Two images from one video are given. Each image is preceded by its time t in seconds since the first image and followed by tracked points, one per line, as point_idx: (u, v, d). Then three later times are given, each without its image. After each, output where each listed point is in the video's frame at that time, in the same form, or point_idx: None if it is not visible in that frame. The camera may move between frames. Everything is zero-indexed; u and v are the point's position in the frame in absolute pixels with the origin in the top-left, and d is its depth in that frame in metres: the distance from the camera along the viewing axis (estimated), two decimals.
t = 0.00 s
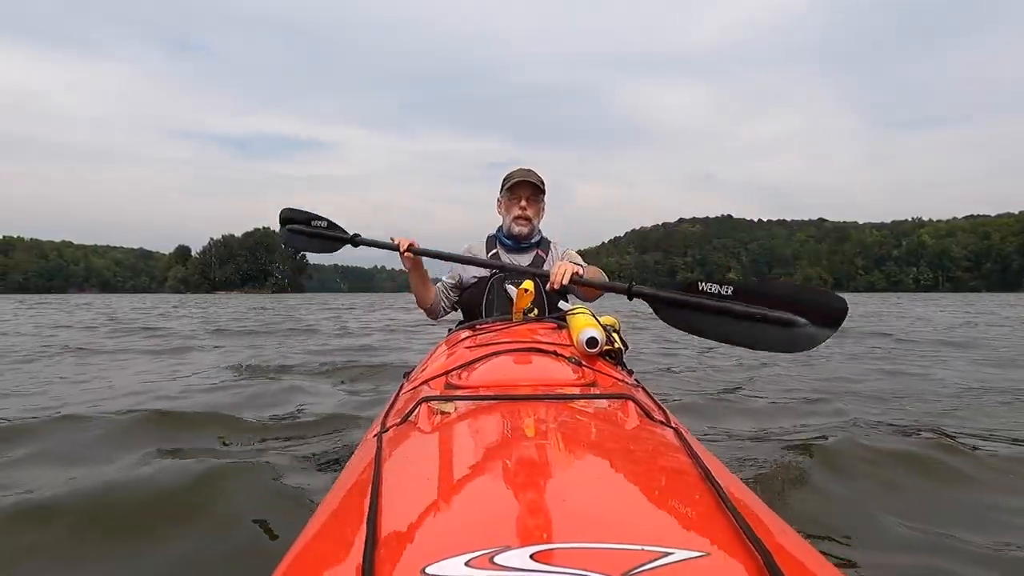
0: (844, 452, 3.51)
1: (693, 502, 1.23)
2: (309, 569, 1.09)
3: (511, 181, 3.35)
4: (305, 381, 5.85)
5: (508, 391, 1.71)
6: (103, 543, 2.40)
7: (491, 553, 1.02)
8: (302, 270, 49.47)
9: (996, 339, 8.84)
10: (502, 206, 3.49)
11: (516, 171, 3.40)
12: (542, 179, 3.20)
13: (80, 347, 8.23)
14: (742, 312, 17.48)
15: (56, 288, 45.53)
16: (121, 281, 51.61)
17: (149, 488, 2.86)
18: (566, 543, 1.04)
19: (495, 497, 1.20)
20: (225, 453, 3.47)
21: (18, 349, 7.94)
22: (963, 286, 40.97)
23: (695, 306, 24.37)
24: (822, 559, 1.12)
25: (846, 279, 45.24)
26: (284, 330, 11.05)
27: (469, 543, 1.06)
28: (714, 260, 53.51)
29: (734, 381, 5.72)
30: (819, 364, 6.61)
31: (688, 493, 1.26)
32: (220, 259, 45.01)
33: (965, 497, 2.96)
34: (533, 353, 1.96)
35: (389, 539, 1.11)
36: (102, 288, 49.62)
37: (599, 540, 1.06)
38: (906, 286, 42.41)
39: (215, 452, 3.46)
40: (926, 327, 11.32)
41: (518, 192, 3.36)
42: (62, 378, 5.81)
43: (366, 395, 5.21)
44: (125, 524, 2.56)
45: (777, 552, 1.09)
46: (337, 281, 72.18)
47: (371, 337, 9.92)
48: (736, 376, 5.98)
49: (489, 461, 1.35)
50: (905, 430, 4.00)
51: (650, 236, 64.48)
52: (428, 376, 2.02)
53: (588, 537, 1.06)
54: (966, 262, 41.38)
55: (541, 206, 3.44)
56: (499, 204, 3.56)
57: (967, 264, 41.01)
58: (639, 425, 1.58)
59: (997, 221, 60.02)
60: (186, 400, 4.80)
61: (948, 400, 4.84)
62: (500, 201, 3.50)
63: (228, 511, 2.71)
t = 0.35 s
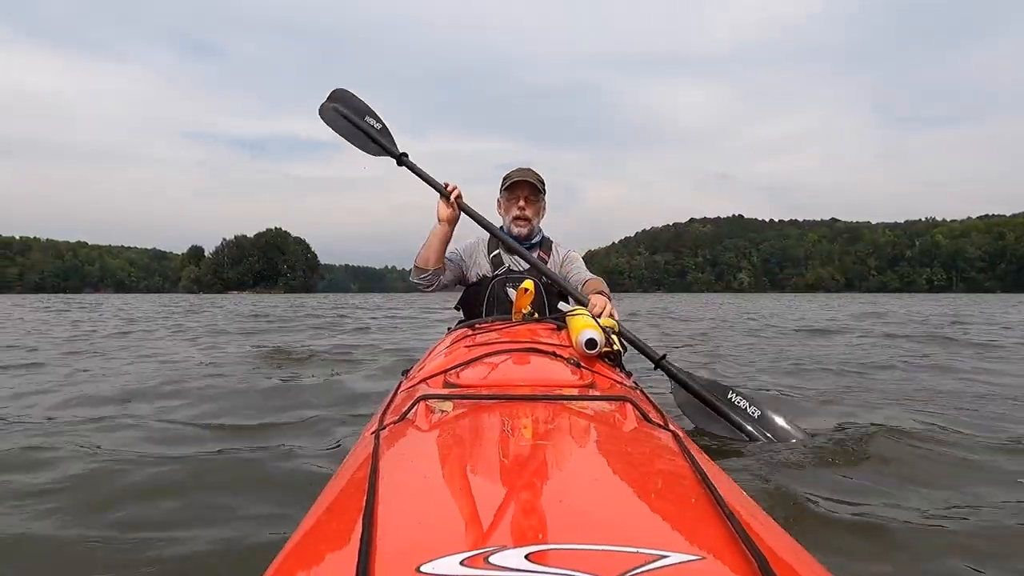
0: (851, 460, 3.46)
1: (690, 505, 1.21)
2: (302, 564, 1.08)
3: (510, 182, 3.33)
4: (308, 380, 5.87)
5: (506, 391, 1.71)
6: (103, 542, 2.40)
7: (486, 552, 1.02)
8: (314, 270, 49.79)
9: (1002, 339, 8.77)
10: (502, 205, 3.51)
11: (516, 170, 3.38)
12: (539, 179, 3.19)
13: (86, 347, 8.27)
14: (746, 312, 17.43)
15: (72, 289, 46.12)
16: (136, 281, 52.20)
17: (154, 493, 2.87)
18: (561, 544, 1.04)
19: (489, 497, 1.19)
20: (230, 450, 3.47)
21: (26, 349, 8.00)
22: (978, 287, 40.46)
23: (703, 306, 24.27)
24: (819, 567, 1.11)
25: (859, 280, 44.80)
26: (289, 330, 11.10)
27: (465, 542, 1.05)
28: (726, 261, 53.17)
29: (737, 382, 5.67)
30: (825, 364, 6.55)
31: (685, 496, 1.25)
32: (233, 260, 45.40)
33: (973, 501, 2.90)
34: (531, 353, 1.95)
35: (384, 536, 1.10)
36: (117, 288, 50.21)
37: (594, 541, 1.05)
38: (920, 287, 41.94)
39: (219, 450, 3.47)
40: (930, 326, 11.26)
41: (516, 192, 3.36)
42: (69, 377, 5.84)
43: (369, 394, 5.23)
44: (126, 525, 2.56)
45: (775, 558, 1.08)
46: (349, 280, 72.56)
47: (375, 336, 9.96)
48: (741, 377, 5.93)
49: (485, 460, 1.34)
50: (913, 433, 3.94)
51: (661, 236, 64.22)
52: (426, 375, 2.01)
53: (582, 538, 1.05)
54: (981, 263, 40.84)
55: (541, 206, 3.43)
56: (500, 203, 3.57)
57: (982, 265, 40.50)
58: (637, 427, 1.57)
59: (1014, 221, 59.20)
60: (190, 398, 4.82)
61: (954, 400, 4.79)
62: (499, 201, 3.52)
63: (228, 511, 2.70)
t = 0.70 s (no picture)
0: (853, 458, 3.44)
1: (685, 514, 1.21)
2: (295, 557, 1.08)
3: (503, 186, 3.32)
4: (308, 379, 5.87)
5: (505, 393, 1.71)
6: (96, 535, 2.37)
7: (480, 553, 1.02)
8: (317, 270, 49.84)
9: (1002, 340, 8.76)
10: (496, 210, 3.49)
11: (506, 174, 3.39)
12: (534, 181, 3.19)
13: (88, 346, 8.30)
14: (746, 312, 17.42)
15: (76, 289, 46.30)
16: (139, 280, 52.40)
17: (150, 488, 2.85)
18: (556, 548, 1.04)
19: (486, 499, 1.19)
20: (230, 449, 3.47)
21: (28, 348, 8.03)
22: (981, 286, 40.35)
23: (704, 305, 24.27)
24: None
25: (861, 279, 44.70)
26: (290, 329, 11.12)
27: (458, 544, 1.05)
28: (728, 260, 53.10)
29: (736, 382, 5.67)
30: (825, 364, 6.54)
31: (680, 505, 1.25)
32: (236, 259, 45.55)
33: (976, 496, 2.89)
34: (532, 355, 1.95)
35: (379, 532, 1.10)
36: (121, 288, 50.42)
37: (588, 547, 1.05)
38: (922, 286, 41.83)
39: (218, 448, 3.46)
40: (929, 327, 11.25)
41: (512, 195, 3.36)
42: (71, 376, 5.86)
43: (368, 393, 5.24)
44: (121, 516, 2.54)
45: (769, 569, 1.08)
46: (352, 280, 72.70)
47: (375, 335, 9.96)
48: (740, 377, 5.92)
49: (482, 461, 1.34)
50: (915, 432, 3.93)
51: (663, 236, 64.12)
52: (427, 373, 2.02)
53: (576, 543, 1.05)
54: (985, 262, 40.71)
55: (535, 207, 3.43)
56: (491, 208, 3.55)
57: (985, 264, 40.37)
58: (635, 435, 1.57)
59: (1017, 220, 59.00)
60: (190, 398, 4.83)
61: (955, 399, 4.77)
62: (493, 206, 3.50)
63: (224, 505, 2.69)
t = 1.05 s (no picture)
0: (851, 460, 3.48)
1: (700, 505, 1.23)
2: (315, 564, 1.10)
3: (509, 189, 3.31)
4: (309, 379, 5.87)
5: (516, 392, 1.72)
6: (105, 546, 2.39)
7: (497, 553, 1.04)
8: (311, 270, 49.68)
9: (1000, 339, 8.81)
10: (497, 212, 3.47)
11: (506, 175, 3.39)
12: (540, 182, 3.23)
13: (88, 347, 8.31)
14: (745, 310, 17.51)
15: (68, 289, 46.00)
16: (132, 280, 52.13)
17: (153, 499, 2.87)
18: (574, 545, 1.06)
19: (502, 498, 1.21)
20: (230, 458, 3.48)
21: (28, 349, 8.04)
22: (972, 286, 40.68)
23: (700, 305, 24.37)
24: (828, 567, 1.13)
25: (854, 279, 44.99)
26: (290, 329, 11.14)
27: (477, 544, 1.07)
28: (721, 260, 53.35)
29: (735, 381, 5.73)
30: (823, 363, 6.60)
31: (696, 496, 1.27)
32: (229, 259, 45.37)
33: (970, 496, 2.93)
34: (541, 352, 1.97)
35: (398, 537, 1.12)
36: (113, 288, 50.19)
37: (605, 543, 1.07)
38: (914, 286, 42.15)
39: (220, 460, 3.47)
40: (929, 326, 11.29)
41: (517, 197, 3.37)
42: (70, 377, 5.87)
43: (370, 394, 5.25)
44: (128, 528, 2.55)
45: (785, 557, 1.10)
46: (345, 280, 72.56)
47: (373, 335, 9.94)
48: (739, 376, 5.98)
49: (496, 460, 1.36)
50: (914, 434, 3.96)
51: (657, 236, 64.30)
52: (437, 375, 2.04)
53: (593, 540, 1.07)
54: (975, 262, 41.04)
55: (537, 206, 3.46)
56: (489, 211, 3.53)
57: (976, 264, 40.69)
58: (648, 428, 1.59)
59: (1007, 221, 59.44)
60: (191, 404, 4.84)
61: (955, 399, 4.81)
62: (493, 208, 3.48)
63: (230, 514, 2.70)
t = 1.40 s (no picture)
0: (852, 456, 3.53)
1: (713, 497, 1.26)
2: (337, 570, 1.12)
3: (514, 184, 3.38)
4: (309, 380, 5.86)
5: (524, 391, 1.74)
6: (111, 560, 2.40)
7: (514, 553, 1.06)
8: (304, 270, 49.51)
9: (1000, 339, 8.84)
10: (501, 210, 3.49)
11: (510, 174, 3.45)
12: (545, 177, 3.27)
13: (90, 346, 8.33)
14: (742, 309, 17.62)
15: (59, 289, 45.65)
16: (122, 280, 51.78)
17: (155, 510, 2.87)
18: (591, 542, 1.08)
19: (518, 498, 1.23)
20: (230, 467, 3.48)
21: (30, 349, 8.07)
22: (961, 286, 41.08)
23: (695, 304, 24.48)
24: (841, 548, 1.16)
25: (844, 279, 45.39)
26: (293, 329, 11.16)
27: (494, 545, 1.09)
28: (713, 260, 53.67)
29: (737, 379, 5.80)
30: (822, 361, 6.67)
31: (709, 488, 1.29)
32: (221, 259, 45.14)
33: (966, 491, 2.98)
34: (548, 351, 1.99)
35: (415, 542, 1.14)
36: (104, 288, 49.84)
37: (622, 539, 1.09)
38: (904, 285, 42.52)
39: (221, 468, 3.47)
40: (930, 326, 11.32)
41: (522, 194, 3.40)
42: (71, 376, 5.89)
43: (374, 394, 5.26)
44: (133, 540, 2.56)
45: (799, 544, 1.13)
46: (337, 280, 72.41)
47: (373, 335, 9.93)
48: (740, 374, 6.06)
49: (509, 460, 1.38)
50: (911, 432, 4.01)
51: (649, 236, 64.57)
52: (444, 379, 2.05)
53: (609, 535, 1.10)
54: (964, 262, 41.44)
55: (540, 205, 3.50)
56: (492, 209, 3.55)
57: (965, 264, 41.10)
58: (657, 421, 1.61)
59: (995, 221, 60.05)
60: (195, 406, 4.86)
61: (953, 398, 4.86)
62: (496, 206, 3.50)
63: (233, 527, 2.71)
